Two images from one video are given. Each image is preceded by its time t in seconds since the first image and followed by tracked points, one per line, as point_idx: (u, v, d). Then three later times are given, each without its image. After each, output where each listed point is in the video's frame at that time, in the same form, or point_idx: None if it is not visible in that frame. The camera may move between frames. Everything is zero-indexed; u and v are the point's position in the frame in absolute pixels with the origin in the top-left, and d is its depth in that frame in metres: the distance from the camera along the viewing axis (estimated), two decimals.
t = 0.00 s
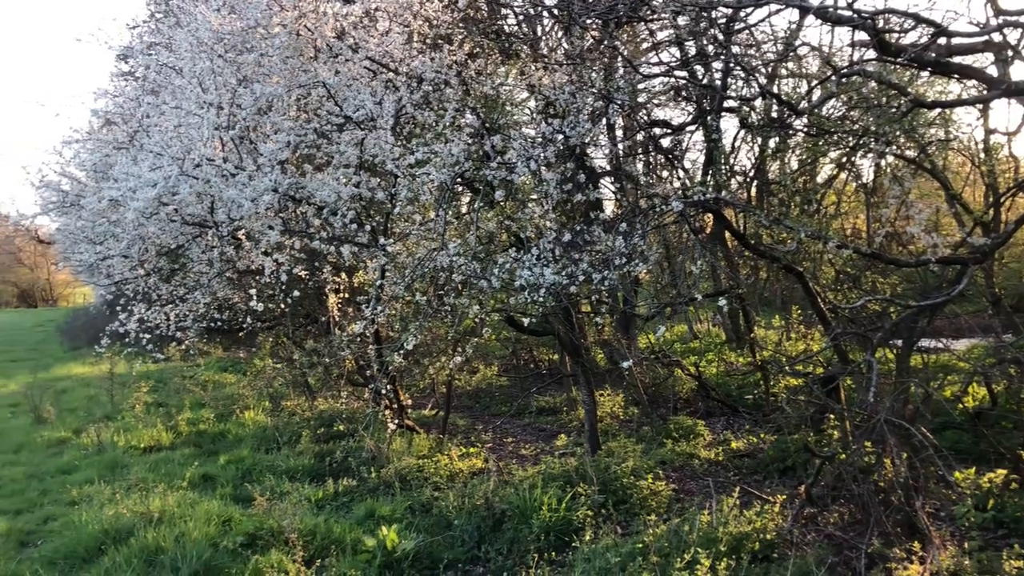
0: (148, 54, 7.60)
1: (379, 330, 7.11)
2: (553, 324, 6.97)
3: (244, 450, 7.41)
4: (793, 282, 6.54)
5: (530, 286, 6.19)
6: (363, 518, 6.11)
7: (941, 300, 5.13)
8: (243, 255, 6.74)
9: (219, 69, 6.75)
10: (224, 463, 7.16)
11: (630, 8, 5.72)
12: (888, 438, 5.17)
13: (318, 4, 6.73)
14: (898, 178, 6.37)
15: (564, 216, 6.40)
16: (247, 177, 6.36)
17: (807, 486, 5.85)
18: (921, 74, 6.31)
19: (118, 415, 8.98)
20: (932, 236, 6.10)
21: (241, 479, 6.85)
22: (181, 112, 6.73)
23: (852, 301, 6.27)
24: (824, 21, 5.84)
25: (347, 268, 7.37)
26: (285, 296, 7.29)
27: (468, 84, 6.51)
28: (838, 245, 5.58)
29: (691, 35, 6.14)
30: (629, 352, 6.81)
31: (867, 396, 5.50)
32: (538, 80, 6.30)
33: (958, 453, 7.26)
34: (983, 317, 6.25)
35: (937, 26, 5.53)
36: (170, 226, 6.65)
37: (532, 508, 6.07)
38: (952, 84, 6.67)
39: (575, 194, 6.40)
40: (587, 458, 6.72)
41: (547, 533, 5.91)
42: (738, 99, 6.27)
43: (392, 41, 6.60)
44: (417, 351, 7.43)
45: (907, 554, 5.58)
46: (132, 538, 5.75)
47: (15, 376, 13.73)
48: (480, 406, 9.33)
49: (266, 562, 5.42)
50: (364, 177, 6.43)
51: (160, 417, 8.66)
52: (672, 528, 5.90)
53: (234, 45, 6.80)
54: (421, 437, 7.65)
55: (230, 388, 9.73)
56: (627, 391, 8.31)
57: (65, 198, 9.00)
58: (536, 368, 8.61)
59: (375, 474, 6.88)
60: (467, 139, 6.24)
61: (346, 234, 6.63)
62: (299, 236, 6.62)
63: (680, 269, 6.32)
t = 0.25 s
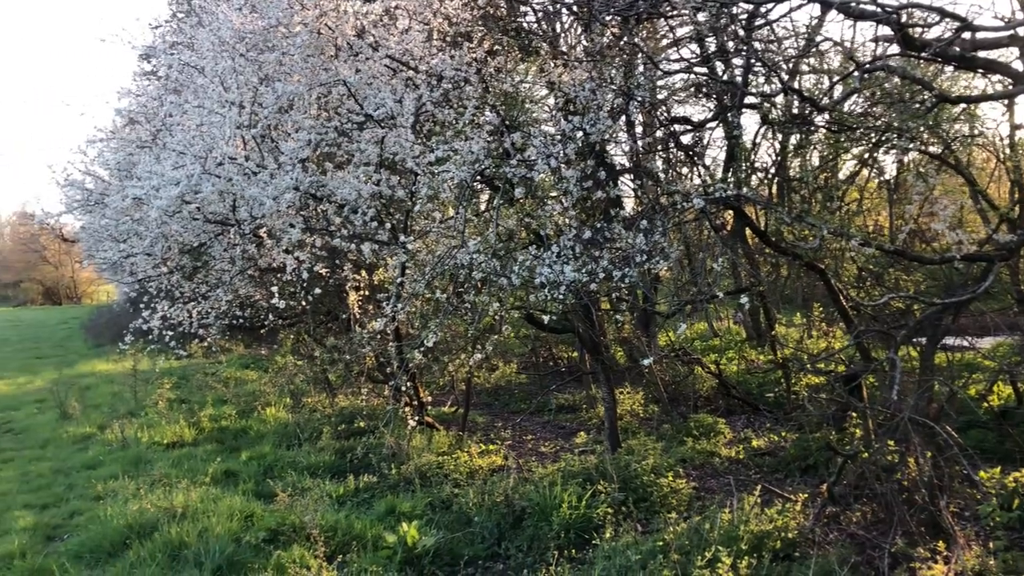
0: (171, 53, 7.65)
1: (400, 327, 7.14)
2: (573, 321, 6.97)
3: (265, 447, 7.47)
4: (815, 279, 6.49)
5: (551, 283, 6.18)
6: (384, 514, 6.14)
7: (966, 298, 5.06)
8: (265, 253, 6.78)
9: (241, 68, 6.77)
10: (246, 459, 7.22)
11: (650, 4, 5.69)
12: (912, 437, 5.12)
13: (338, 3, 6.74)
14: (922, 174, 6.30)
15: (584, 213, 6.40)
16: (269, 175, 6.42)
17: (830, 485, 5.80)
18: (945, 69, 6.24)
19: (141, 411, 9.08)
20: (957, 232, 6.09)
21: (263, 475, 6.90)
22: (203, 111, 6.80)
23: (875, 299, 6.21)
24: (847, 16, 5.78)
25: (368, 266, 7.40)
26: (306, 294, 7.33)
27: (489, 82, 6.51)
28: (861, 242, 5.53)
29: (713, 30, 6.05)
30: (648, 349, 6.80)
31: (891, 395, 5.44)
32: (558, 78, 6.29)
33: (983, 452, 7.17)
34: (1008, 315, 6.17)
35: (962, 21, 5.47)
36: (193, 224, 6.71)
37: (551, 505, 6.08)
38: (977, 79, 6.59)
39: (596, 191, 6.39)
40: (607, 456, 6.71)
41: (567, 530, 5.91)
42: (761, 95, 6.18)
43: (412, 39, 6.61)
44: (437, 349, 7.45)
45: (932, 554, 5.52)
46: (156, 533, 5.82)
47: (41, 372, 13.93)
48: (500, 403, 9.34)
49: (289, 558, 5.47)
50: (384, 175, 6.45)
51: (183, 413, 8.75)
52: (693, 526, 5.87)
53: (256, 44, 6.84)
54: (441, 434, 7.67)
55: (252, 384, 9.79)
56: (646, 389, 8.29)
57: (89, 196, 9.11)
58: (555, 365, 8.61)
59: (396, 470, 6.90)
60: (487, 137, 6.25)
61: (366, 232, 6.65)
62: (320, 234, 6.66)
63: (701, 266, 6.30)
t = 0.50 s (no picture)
0: (194, 52, 7.70)
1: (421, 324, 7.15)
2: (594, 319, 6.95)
3: (288, 443, 7.51)
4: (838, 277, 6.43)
5: (572, 281, 6.16)
6: (405, 511, 6.16)
7: (994, 295, 4.99)
8: (287, 250, 6.82)
9: (263, 66, 6.81)
10: (268, 455, 7.26)
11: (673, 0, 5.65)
12: (939, 436, 5.05)
13: (361, 1, 6.85)
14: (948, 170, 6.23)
15: (606, 210, 6.39)
16: (292, 173, 6.42)
17: (854, 484, 5.75)
18: (972, 63, 6.17)
19: (166, 407, 9.18)
20: (985, 229, 6.09)
21: (285, 471, 6.95)
22: (226, 109, 6.83)
23: (900, 297, 6.14)
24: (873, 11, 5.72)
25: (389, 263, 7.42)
26: (328, 292, 7.37)
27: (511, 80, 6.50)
28: (886, 239, 5.46)
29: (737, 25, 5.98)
30: (670, 347, 6.76)
31: (917, 393, 5.37)
32: (579, 75, 6.28)
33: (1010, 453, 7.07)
34: None
35: (990, 15, 5.39)
36: (216, 222, 6.78)
37: (572, 503, 6.07)
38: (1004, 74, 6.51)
39: (618, 188, 6.38)
40: (628, 454, 6.69)
41: (588, 528, 5.91)
42: (785, 91, 6.13)
43: (433, 37, 6.61)
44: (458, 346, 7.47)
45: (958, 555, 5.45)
46: (181, 528, 5.87)
47: (68, 368, 14.11)
48: (520, 401, 9.34)
49: (312, 554, 5.51)
50: (406, 173, 6.47)
51: (206, 410, 8.83)
52: (715, 524, 5.84)
53: (278, 43, 6.88)
54: (462, 431, 7.68)
55: (274, 381, 9.86)
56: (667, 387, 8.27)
57: (114, 195, 9.21)
58: (575, 363, 8.60)
59: (417, 467, 6.92)
60: (508, 134, 6.25)
61: (388, 230, 6.64)
62: (342, 232, 6.69)
63: (723, 264, 6.26)
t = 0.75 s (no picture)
0: (216, 50, 7.76)
1: (441, 321, 7.16)
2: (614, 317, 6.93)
3: (309, 439, 7.56)
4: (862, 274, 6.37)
5: (592, 278, 6.14)
6: (425, 507, 6.18)
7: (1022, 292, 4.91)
8: (308, 247, 6.86)
9: (285, 64, 6.87)
10: (290, 451, 7.31)
11: None
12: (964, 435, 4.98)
13: None
14: (974, 166, 6.15)
15: (627, 208, 6.39)
16: (313, 170, 6.47)
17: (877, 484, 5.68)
18: (998, 58, 6.08)
19: (189, 403, 9.27)
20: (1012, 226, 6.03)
21: (306, 467, 6.99)
22: (248, 107, 6.88)
23: (925, 294, 6.07)
24: (898, 6, 5.64)
25: (409, 261, 7.44)
26: (349, 289, 7.39)
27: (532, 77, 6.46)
28: (911, 236, 5.39)
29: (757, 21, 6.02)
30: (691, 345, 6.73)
31: (942, 392, 5.30)
32: (600, 71, 6.26)
33: None
34: None
35: (1018, 9, 5.31)
36: (238, 219, 6.88)
37: (592, 500, 6.05)
38: None
39: (639, 184, 6.37)
40: (648, 452, 6.67)
41: (608, 526, 5.90)
42: (807, 87, 6.08)
43: (454, 34, 6.60)
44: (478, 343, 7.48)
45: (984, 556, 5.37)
46: (204, 522, 5.92)
47: (93, 363, 14.30)
48: (540, 398, 9.34)
49: (333, 549, 5.54)
50: (426, 170, 6.47)
51: (228, 406, 8.90)
52: (736, 523, 5.80)
53: (301, 41, 6.91)
54: (482, 428, 7.69)
55: (295, 377, 9.91)
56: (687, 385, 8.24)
57: (138, 193, 9.31)
58: (595, 361, 8.58)
59: (437, 464, 6.94)
60: (529, 131, 6.24)
61: (408, 227, 6.65)
62: (362, 229, 6.71)
63: (745, 261, 6.22)
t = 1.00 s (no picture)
0: (238, 49, 7.84)
1: (462, 319, 7.18)
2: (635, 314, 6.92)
3: (330, 435, 7.60)
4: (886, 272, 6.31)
5: (613, 275, 6.12)
6: (445, 504, 6.20)
7: None
8: (330, 245, 6.91)
9: (307, 63, 6.93)
10: (311, 447, 7.36)
11: None
12: (990, 435, 4.92)
13: None
14: (1001, 162, 6.07)
15: (647, 204, 6.42)
16: (335, 168, 6.48)
17: (901, 483, 5.63)
18: None
19: (211, 399, 9.35)
20: None
21: (327, 463, 7.03)
22: (270, 104, 6.92)
23: (951, 292, 6.00)
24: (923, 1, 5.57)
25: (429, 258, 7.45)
26: (370, 286, 7.44)
27: (553, 74, 6.43)
28: (936, 232, 5.33)
29: (781, 16, 5.95)
30: (712, 343, 6.70)
31: (968, 391, 5.23)
32: (621, 68, 6.25)
33: None
34: None
35: None
36: (260, 217, 6.78)
37: (613, 498, 6.04)
38: None
39: (660, 180, 6.39)
40: (669, 450, 6.65)
41: (628, 524, 5.89)
42: (830, 82, 6.04)
43: (475, 31, 6.59)
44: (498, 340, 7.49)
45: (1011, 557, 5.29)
46: (226, 517, 5.97)
47: (119, 360, 14.47)
48: (560, 396, 9.34)
49: (354, 545, 5.57)
50: (446, 167, 6.47)
51: (250, 402, 8.97)
52: (758, 521, 5.76)
53: (322, 39, 6.96)
54: (502, 425, 7.70)
55: (316, 373, 9.97)
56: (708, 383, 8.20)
57: (161, 191, 9.41)
58: (614, 359, 8.57)
59: (457, 461, 6.96)
60: (550, 128, 6.23)
61: (429, 224, 6.71)
62: (383, 226, 6.73)
63: (767, 258, 6.19)
